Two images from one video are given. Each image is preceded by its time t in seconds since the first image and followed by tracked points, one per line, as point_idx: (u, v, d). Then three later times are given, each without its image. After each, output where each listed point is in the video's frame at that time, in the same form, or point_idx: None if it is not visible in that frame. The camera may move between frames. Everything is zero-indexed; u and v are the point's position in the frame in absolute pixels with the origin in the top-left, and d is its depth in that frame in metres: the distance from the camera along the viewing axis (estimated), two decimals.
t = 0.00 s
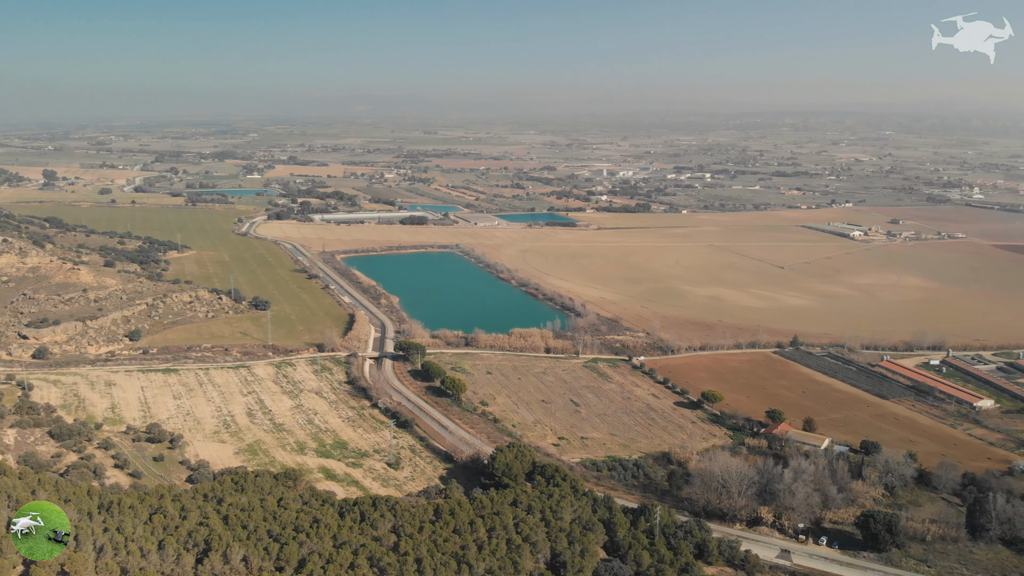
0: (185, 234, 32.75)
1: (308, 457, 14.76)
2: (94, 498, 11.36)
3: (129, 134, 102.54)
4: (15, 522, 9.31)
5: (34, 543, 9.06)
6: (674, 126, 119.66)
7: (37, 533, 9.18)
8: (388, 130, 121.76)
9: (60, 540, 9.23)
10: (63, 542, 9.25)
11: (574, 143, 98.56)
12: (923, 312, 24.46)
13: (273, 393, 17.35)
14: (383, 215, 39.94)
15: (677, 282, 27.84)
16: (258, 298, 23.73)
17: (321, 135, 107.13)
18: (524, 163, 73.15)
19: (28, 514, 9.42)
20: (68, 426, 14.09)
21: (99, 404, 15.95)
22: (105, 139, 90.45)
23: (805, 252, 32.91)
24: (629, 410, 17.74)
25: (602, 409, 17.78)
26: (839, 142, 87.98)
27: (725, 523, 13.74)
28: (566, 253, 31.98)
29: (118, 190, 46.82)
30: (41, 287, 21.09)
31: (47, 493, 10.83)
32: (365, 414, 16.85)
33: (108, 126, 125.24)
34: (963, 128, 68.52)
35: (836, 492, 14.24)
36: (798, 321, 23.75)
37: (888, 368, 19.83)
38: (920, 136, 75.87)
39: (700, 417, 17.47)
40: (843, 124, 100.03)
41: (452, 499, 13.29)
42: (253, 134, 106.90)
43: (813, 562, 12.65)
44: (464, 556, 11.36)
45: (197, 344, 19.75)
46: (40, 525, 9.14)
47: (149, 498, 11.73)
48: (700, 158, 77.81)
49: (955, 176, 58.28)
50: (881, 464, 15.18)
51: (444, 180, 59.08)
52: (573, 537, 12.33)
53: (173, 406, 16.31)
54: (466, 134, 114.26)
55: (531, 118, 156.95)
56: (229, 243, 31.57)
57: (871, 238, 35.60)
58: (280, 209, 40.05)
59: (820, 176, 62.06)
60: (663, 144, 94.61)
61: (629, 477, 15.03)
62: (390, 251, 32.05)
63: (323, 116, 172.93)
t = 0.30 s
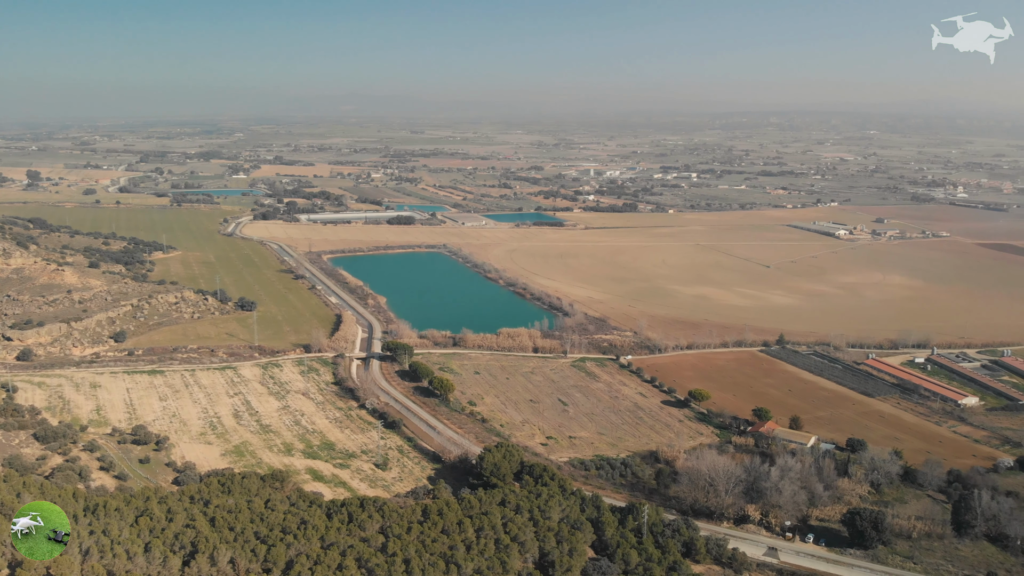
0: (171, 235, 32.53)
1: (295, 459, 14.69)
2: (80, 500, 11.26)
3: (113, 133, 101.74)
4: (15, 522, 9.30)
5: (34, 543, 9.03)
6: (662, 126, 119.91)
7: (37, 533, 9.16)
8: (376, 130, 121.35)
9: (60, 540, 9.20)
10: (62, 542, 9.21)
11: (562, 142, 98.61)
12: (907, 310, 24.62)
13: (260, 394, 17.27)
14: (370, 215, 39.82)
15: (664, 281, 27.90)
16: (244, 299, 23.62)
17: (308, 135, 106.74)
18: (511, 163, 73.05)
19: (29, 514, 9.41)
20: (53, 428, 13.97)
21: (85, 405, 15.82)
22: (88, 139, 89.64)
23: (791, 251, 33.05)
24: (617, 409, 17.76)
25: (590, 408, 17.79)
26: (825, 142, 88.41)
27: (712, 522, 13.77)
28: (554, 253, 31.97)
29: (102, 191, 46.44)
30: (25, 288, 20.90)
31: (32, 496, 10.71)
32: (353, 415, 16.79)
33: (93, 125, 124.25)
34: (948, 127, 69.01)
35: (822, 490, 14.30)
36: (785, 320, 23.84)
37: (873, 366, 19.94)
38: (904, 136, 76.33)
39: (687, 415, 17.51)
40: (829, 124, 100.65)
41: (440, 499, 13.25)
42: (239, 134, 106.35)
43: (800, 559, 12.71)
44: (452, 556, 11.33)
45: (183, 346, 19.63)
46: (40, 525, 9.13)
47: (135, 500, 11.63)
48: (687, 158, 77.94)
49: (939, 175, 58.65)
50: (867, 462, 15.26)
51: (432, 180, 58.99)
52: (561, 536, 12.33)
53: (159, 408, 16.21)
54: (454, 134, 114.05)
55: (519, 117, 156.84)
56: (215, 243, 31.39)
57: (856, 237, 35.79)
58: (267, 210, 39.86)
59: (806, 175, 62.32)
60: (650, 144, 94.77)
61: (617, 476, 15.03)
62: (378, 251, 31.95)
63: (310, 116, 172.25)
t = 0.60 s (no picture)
0: (156, 235, 32.32)
1: (282, 460, 14.62)
2: (65, 503, 11.14)
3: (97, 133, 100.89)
4: (16, 522, 9.14)
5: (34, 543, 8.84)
6: (649, 126, 120.19)
7: (37, 533, 8.96)
8: (364, 130, 120.96)
9: (61, 540, 9.05)
10: (62, 542, 9.08)
11: (549, 142, 98.62)
12: (892, 309, 24.77)
13: (246, 396, 17.18)
14: (357, 215, 39.70)
15: (651, 280, 27.96)
16: (229, 299, 23.49)
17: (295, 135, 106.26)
18: (498, 163, 72.98)
19: (29, 514, 9.29)
20: (38, 431, 13.83)
21: (69, 408, 15.69)
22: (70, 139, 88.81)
23: (778, 250, 33.20)
24: (605, 408, 17.78)
25: (578, 407, 17.80)
26: (810, 141, 88.89)
27: (700, 520, 13.80)
28: (541, 252, 31.97)
29: (86, 192, 46.03)
30: (9, 290, 20.71)
31: (17, 498, 10.58)
32: (340, 416, 16.73)
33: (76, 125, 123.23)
34: (932, 126, 69.56)
35: (809, 488, 14.36)
36: (771, 319, 23.94)
37: (859, 364, 20.04)
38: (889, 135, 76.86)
39: (675, 414, 17.55)
40: (814, 124, 101.16)
41: (428, 500, 13.21)
42: (224, 134, 105.64)
43: (786, 557, 12.76)
44: (440, 557, 11.30)
45: (169, 347, 19.51)
46: (41, 524, 8.94)
47: (121, 503, 11.52)
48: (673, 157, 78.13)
49: (923, 174, 59.12)
50: (853, 459, 15.34)
51: (419, 180, 58.89)
52: (550, 535, 12.33)
53: (145, 410, 16.09)
54: (441, 134, 113.84)
55: (507, 117, 156.81)
56: (200, 244, 31.21)
57: (841, 236, 36.00)
58: (252, 210, 39.64)
59: (792, 175, 62.63)
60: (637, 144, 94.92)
61: (605, 475, 15.04)
62: (364, 252, 31.86)
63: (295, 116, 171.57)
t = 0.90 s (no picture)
0: (141, 236, 32.12)
1: (269, 461, 14.56)
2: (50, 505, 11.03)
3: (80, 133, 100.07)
4: (16, 522, 9.37)
5: (34, 543, 9.10)
6: (637, 126, 120.48)
7: (37, 533, 9.21)
8: (352, 130, 120.57)
9: (60, 539, 9.29)
10: (62, 542, 9.34)
11: (536, 142, 98.64)
12: (878, 307, 24.93)
13: (232, 397, 17.10)
14: (344, 215, 39.59)
15: (638, 280, 28.02)
16: (215, 300, 23.36)
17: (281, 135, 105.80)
18: (486, 163, 72.90)
19: (29, 514, 9.43)
20: (22, 434, 13.70)
21: (54, 410, 15.56)
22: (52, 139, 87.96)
23: (764, 249, 33.34)
24: (592, 408, 17.81)
25: (566, 406, 17.81)
26: (795, 141, 89.35)
27: (687, 518, 13.83)
28: (528, 252, 31.97)
29: (70, 193, 45.64)
30: None
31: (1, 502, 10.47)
32: (327, 417, 16.66)
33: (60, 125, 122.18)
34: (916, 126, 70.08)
35: (795, 486, 14.43)
36: (758, 317, 24.03)
37: (844, 363, 20.15)
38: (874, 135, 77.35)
39: (662, 413, 17.59)
40: (799, 125, 101.75)
41: (416, 500, 13.19)
42: (209, 134, 105.03)
43: (773, 555, 12.81)
44: (428, 557, 11.28)
45: (154, 349, 19.39)
46: (40, 525, 9.17)
47: (106, 505, 11.43)
48: (660, 157, 78.30)
49: (907, 174, 59.58)
50: (838, 457, 15.42)
51: (405, 180, 58.79)
52: (538, 535, 12.33)
53: (130, 412, 15.99)
54: (429, 134, 113.67)
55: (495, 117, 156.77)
56: (185, 245, 31.04)
57: (827, 235, 36.20)
58: (238, 210, 39.45)
59: (778, 174, 62.89)
60: (624, 144, 95.07)
61: (593, 474, 15.05)
62: (351, 252, 31.76)
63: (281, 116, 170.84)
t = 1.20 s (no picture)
0: (125, 237, 31.91)
1: (256, 463, 14.49)
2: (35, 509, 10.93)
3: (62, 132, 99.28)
4: (15, 523, 9.37)
5: (35, 543, 9.11)
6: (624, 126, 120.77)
7: (37, 533, 9.22)
8: (339, 130, 120.16)
9: (60, 540, 9.34)
10: (62, 542, 9.38)
11: (523, 142, 98.64)
12: (862, 306, 25.09)
13: (218, 399, 17.01)
14: (330, 216, 39.48)
15: (625, 280, 28.07)
16: (201, 302, 23.22)
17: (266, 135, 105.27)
18: (472, 163, 72.83)
19: (29, 513, 9.47)
20: (5, 437, 13.57)
21: (38, 412, 15.43)
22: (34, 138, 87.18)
23: (750, 248, 33.48)
24: (580, 407, 17.82)
25: (553, 406, 17.82)
26: (780, 141, 89.81)
27: (675, 517, 13.87)
28: (515, 252, 31.98)
29: (53, 194, 45.27)
30: None
31: None
32: (314, 418, 16.60)
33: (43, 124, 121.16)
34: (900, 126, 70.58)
35: (782, 484, 14.49)
36: (745, 316, 24.13)
37: (830, 361, 20.25)
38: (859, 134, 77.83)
39: (649, 412, 17.63)
40: (784, 125, 102.30)
41: (403, 501, 13.16)
42: (195, 134, 104.48)
43: (760, 553, 12.85)
44: (416, 558, 11.26)
45: (139, 350, 19.26)
46: (41, 524, 9.19)
47: (91, 508, 11.33)
48: (646, 157, 78.48)
49: (892, 173, 60.00)
50: (824, 455, 15.49)
51: (392, 180, 58.66)
52: (526, 535, 12.32)
53: (115, 414, 15.87)
54: (417, 134, 113.49)
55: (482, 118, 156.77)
56: (170, 245, 30.86)
57: (812, 234, 36.39)
58: (223, 211, 39.22)
59: (762, 174, 63.18)
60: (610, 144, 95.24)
61: (580, 473, 15.05)
62: (338, 252, 31.67)
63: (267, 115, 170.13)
